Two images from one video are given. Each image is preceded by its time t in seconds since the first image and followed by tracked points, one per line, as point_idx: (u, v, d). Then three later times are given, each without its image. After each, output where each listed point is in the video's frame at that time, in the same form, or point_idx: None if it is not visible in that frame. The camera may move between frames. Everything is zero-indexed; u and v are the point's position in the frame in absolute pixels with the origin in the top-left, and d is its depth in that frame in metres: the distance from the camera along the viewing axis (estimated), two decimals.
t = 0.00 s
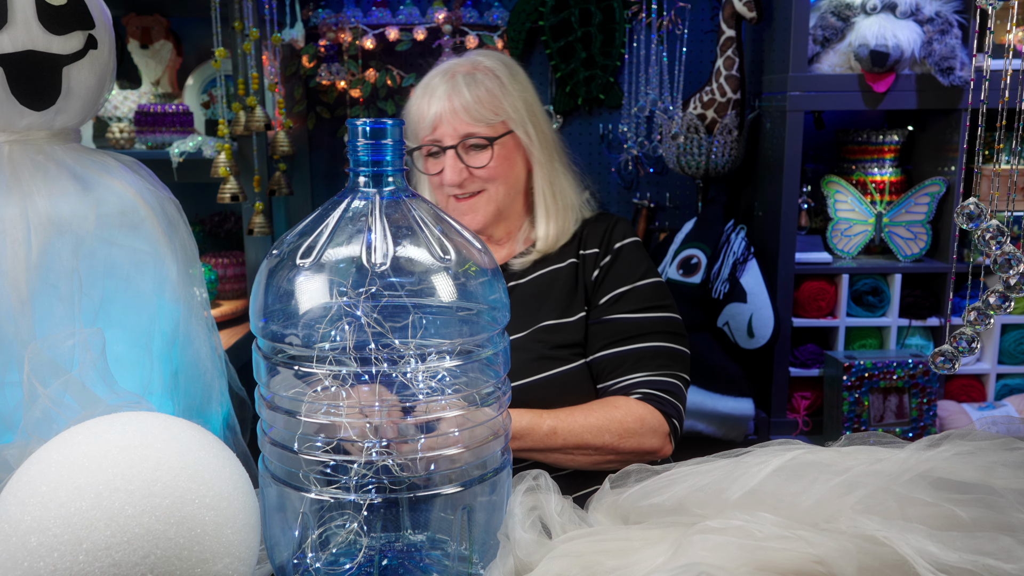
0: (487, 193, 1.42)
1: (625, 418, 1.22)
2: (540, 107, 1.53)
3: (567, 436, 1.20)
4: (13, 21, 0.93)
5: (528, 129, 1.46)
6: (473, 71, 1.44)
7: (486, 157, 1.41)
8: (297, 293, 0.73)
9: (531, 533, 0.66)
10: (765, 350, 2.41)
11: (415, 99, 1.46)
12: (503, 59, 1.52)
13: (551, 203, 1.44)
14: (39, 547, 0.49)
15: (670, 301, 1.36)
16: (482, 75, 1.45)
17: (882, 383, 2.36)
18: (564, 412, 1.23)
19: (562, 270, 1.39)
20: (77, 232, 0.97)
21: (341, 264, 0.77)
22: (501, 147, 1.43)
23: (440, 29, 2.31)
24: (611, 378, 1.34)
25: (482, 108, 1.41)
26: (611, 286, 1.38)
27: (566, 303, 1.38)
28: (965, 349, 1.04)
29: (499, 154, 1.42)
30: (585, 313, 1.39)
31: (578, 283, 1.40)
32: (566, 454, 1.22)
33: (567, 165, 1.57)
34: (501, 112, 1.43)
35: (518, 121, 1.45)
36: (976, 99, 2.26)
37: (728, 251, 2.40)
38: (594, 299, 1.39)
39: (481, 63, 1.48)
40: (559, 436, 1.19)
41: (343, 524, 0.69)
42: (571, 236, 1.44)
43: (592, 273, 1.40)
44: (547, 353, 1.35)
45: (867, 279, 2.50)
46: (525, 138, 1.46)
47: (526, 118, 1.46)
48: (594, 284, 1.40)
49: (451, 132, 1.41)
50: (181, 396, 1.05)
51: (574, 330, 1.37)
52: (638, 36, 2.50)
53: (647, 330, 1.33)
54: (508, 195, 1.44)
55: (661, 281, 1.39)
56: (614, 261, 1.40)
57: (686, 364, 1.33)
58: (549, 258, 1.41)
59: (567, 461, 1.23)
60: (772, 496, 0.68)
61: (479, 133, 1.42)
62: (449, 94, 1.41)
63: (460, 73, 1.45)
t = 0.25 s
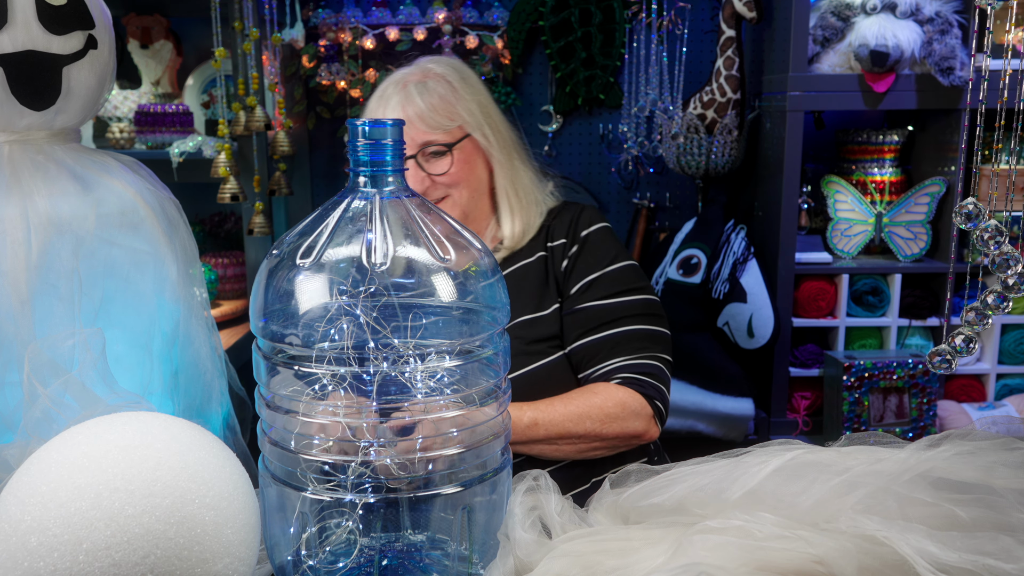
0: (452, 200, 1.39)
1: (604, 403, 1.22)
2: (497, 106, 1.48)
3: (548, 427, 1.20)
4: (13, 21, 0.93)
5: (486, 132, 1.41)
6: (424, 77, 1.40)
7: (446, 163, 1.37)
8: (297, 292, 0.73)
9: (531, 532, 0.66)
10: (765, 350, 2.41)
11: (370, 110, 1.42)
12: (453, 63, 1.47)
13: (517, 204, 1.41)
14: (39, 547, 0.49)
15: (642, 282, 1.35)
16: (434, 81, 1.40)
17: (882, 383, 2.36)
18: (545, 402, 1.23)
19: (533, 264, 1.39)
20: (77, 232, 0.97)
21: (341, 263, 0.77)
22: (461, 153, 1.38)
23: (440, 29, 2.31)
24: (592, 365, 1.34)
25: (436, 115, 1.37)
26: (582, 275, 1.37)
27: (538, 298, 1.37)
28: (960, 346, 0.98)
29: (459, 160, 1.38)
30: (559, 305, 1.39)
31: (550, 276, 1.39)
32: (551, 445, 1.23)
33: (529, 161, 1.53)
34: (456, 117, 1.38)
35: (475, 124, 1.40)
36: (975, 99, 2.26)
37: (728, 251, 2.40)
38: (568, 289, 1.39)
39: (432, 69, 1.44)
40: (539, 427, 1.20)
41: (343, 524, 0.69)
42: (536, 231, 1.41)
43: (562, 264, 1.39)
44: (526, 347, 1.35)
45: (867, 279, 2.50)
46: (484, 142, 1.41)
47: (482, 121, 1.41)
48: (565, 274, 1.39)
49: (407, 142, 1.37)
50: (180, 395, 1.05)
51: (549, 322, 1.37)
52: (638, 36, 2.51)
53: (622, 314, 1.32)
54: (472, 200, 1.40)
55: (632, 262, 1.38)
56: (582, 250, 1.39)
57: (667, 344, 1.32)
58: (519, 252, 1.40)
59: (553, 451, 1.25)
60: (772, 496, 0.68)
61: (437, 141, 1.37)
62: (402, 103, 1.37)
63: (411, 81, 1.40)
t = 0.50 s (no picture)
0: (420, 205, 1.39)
1: (587, 400, 1.20)
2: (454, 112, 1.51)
3: (534, 428, 1.18)
4: (13, 21, 0.93)
5: (446, 136, 1.44)
6: (380, 88, 1.41)
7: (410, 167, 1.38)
8: (297, 292, 0.73)
9: (530, 532, 0.66)
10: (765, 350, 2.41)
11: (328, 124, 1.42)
12: (406, 72, 1.48)
13: (482, 203, 1.43)
14: (39, 547, 0.50)
15: (616, 272, 1.35)
16: (390, 90, 1.42)
17: (882, 383, 2.36)
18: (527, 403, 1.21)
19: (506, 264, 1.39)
20: (77, 232, 0.97)
21: (341, 264, 0.78)
22: (423, 158, 1.40)
23: (440, 29, 2.31)
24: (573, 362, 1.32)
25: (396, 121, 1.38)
26: (554, 271, 1.37)
27: (513, 298, 1.37)
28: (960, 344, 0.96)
29: (422, 165, 1.40)
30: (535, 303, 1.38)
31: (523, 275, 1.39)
32: (538, 445, 1.21)
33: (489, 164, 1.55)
34: (416, 122, 1.40)
35: (434, 129, 1.42)
36: (975, 99, 2.26)
37: (728, 251, 2.40)
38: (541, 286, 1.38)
39: (386, 80, 1.45)
40: (525, 429, 1.18)
41: (343, 525, 0.69)
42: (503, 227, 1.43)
43: (532, 261, 1.40)
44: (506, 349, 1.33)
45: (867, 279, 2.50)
46: (444, 145, 1.43)
47: (441, 125, 1.43)
48: (537, 272, 1.39)
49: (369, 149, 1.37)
50: (180, 395, 1.05)
51: (526, 320, 1.36)
52: (638, 36, 2.50)
53: (599, 307, 1.31)
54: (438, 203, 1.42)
55: (603, 254, 1.38)
56: (551, 245, 1.39)
57: (648, 332, 1.30)
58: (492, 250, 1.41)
59: (541, 451, 1.23)
60: (773, 495, 0.68)
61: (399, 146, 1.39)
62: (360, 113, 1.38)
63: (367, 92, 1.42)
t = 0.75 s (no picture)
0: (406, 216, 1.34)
1: (578, 400, 1.19)
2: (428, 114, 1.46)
3: (524, 432, 1.17)
4: (13, 21, 0.93)
5: (422, 139, 1.40)
6: (351, 95, 1.34)
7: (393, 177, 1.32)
8: (297, 293, 0.73)
9: (531, 532, 0.66)
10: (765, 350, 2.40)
11: (302, 134, 1.34)
12: (378, 77, 1.42)
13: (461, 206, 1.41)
14: (39, 547, 0.50)
15: (601, 270, 1.32)
16: (363, 97, 1.34)
17: (882, 383, 2.36)
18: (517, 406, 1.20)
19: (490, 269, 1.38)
20: (77, 232, 0.97)
21: (340, 265, 0.76)
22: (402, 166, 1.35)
23: (441, 29, 2.31)
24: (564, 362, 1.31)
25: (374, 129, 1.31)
26: (537, 272, 1.35)
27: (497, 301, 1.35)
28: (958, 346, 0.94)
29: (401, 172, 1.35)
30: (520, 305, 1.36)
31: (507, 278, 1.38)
32: (532, 446, 1.21)
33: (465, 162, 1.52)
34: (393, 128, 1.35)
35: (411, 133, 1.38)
36: (975, 99, 2.25)
37: (728, 251, 2.40)
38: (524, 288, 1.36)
39: (358, 85, 1.39)
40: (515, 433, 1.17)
41: (344, 524, 0.70)
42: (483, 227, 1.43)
43: (515, 263, 1.38)
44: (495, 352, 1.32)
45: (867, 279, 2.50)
46: (422, 149, 1.40)
47: (416, 130, 1.40)
48: (520, 274, 1.38)
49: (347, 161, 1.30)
50: (180, 396, 1.05)
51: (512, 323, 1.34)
52: (638, 36, 2.51)
53: (586, 306, 1.28)
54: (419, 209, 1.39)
55: (588, 251, 1.35)
56: (533, 246, 1.37)
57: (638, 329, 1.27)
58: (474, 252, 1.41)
59: (535, 452, 1.23)
60: (773, 495, 0.68)
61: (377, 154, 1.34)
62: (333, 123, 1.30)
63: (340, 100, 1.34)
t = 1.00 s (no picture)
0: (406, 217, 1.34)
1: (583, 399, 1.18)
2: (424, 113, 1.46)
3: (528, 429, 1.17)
4: (13, 21, 0.93)
5: (421, 138, 1.40)
6: (350, 94, 1.34)
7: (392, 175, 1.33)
8: (297, 293, 0.73)
9: (530, 532, 0.66)
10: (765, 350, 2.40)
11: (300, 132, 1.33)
12: (375, 76, 1.42)
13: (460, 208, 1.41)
14: (39, 547, 0.50)
15: (606, 269, 1.32)
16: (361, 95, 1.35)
17: (882, 383, 2.36)
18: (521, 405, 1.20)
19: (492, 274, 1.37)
20: (77, 232, 0.97)
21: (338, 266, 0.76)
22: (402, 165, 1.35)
23: (441, 29, 2.31)
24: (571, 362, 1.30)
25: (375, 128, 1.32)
26: (540, 275, 1.35)
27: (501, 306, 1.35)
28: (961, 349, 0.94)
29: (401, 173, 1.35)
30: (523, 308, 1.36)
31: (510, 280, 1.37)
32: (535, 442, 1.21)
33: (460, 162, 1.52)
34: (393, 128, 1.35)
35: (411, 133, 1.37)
36: (975, 99, 2.25)
37: (728, 251, 2.40)
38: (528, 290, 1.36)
39: (356, 84, 1.39)
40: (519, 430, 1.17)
41: (343, 524, 0.69)
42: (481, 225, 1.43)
43: (516, 266, 1.38)
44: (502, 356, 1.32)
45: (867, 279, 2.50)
46: (421, 150, 1.39)
47: (416, 129, 1.39)
48: (522, 276, 1.37)
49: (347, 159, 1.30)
50: (180, 396, 1.05)
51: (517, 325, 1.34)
52: (638, 36, 2.51)
53: (593, 305, 1.28)
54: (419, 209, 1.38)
55: (589, 250, 1.36)
56: (534, 248, 1.37)
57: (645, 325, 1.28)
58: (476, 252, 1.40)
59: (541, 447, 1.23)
60: (773, 495, 0.68)
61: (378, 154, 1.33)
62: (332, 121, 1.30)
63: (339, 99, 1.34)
